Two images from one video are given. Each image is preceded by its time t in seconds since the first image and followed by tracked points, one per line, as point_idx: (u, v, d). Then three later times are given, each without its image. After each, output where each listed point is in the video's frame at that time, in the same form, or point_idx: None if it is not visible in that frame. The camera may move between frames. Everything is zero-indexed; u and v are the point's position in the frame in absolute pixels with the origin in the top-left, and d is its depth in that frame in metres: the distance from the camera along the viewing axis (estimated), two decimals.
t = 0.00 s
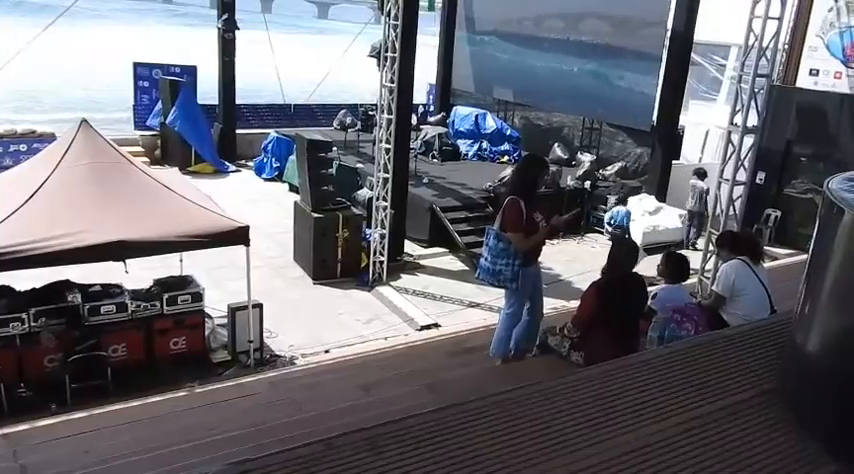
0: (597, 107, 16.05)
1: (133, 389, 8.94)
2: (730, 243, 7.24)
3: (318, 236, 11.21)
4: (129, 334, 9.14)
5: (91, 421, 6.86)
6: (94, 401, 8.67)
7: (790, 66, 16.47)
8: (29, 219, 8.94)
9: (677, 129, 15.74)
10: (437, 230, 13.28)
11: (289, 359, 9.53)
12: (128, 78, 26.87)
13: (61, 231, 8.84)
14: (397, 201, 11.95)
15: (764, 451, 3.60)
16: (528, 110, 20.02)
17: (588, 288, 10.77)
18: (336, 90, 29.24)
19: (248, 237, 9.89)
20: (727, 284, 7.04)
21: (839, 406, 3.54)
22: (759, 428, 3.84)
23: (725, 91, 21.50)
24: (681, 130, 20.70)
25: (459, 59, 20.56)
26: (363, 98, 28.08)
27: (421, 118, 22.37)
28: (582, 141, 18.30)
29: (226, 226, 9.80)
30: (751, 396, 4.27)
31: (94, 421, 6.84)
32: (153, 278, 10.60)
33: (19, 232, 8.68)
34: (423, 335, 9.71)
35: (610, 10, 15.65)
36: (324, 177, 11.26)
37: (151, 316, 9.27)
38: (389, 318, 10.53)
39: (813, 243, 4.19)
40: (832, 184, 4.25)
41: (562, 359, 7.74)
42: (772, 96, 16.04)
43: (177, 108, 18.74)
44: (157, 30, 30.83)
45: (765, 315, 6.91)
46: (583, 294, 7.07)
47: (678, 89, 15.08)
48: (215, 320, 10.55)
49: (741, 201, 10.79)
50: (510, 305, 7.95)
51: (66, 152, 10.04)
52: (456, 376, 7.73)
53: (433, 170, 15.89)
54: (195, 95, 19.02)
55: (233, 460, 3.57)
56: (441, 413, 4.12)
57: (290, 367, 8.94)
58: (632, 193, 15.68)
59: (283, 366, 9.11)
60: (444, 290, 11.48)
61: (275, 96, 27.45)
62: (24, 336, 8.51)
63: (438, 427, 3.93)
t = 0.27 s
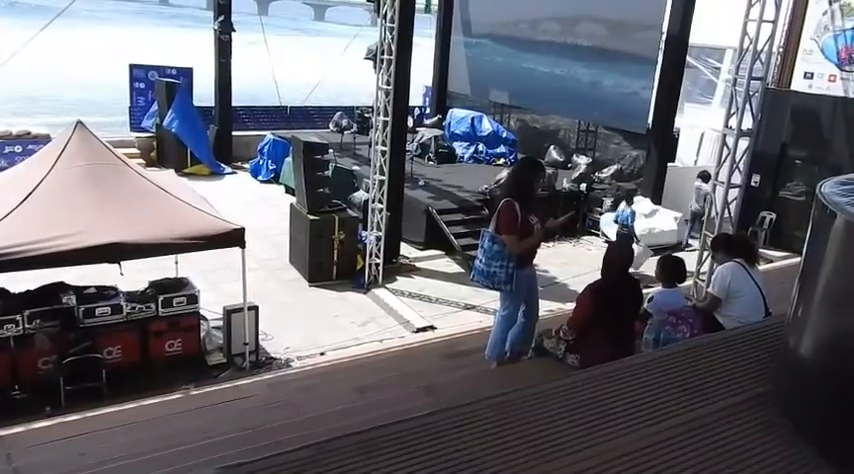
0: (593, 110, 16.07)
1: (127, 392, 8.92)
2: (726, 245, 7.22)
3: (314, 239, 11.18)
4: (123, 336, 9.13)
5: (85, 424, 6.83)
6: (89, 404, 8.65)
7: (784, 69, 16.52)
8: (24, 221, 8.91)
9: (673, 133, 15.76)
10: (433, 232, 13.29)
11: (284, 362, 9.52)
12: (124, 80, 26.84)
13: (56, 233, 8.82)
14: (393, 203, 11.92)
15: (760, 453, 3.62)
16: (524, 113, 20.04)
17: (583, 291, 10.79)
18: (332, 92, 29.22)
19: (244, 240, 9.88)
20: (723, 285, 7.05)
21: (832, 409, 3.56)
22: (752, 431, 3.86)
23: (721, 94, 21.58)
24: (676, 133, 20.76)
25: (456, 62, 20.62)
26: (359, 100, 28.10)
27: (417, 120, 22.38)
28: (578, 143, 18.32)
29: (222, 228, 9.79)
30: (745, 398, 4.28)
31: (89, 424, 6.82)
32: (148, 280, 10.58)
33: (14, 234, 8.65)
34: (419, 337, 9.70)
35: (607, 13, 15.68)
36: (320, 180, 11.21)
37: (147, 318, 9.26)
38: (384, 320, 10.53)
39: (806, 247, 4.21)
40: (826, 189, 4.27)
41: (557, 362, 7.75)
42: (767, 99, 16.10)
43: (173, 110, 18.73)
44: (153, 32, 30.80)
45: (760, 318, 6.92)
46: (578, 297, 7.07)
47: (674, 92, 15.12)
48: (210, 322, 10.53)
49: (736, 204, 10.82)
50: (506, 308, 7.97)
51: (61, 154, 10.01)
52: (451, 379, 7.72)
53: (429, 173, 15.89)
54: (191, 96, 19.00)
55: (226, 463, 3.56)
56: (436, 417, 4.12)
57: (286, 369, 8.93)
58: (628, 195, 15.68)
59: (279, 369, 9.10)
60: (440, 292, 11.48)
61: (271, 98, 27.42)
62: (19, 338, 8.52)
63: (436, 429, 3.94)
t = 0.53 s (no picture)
0: (591, 111, 16.06)
1: (125, 394, 8.90)
2: (723, 246, 7.20)
3: (313, 241, 11.15)
4: (120, 338, 9.12)
5: (82, 426, 6.80)
6: (86, 406, 8.63)
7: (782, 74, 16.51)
8: (22, 223, 8.89)
9: (671, 136, 15.71)
10: (431, 234, 13.27)
11: (282, 364, 9.52)
12: (121, 82, 26.80)
13: (53, 235, 8.81)
14: (391, 205, 11.87)
15: (760, 453, 3.63)
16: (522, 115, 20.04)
17: (581, 293, 10.78)
18: (330, 94, 29.18)
19: (242, 241, 9.88)
20: (721, 287, 7.06)
21: (829, 409, 3.57)
22: (751, 431, 3.87)
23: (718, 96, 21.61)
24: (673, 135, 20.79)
25: (454, 64, 20.62)
26: (356, 103, 28.10)
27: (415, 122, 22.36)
28: (576, 145, 18.33)
29: (219, 230, 9.79)
30: (742, 399, 4.29)
31: (86, 426, 6.80)
32: (146, 281, 10.57)
33: (11, 236, 8.64)
34: (416, 339, 9.71)
35: (605, 15, 15.69)
36: (317, 183, 11.16)
37: (144, 320, 9.25)
38: (382, 322, 10.52)
39: (802, 249, 4.22)
40: (822, 190, 4.28)
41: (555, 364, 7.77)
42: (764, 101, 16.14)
43: (171, 112, 18.72)
44: (151, 35, 30.77)
45: (758, 320, 6.95)
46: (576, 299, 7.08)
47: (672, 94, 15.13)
48: (208, 324, 10.52)
49: (734, 206, 10.84)
50: (503, 309, 7.96)
51: (58, 156, 9.99)
52: (449, 381, 7.72)
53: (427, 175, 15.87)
54: (188, 98, 18.99)
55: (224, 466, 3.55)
56: (436, 418, 4.11)
57: (283, 371, 8.92)
58: (626, 197, 15.67)
59: (276, 371, 9.09)
60: (438, 294, 11.47)
61: (268, 100, 27.38)
62: (16, 340, 8.50)
63: (437, 429, 3.95)
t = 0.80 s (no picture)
0: (589, 114, 16.06)
1: (122, 396, 8.88)
2: (722, 249, 7.12)
3: (309, 243, 11.07)
4: (117, 340, 9.10)
5: (78, 429, 6.78)
6: (83, 408, 8.61)
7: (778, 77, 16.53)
8: (19, 225, 8.87)
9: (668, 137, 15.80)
10: (428, 236, 13.25)
11: (279, 366, 9.51)
12: (118, 84, 26.74)
13: (51, 236, 8.80)
14: (389, 207, 11.82)
15: (761, 454, 3.64)
16: (520, 117, 20.05)
17: (579, 295, 10.77)
18: (327, 97, 29.18)
19: (239, 243, 9.87)
20: (719, 290, 7.07)
21: (826, 411, 3.58)
22: (750, 433, 3.89)
23: (715, 98, 21.63)
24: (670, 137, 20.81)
25: (451, 66, 20.60)
26: (353, 104, 28.08)
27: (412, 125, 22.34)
28: (573, 148, 18.33)
29: (216, 231, 9.78)
30: (741, 400, 4.31)
31: (82, 429, 6.79)
32: (143, 284, 10.55)
33: (8, 238, 8.62)
34: (414, 341, 9.70)
35: (603, 17, 15.70)
36: (316, 184, 10.98)
37: (141, 322, 9.23)
38: (380, 324, 10.51)
39: (798, 251, 4.23)
40: (819, 193, 4.29)
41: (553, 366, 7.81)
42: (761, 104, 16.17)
43: (168, 114, 18.70)
44: (147, 37, 30.72)
45: (756, 322, 6.97)
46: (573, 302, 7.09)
47: (669, 97, 15.15)
48: (205, 326, 10.50)
49: (731, 208, 10.85)
50: (501, 311, 7.95)
51: (56, 158, 9.97)
52: (447, 383, 7.71)
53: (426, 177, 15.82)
54: (186, 100, 18.95)
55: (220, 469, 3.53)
56: (436, 420, 4.12)
57: (280, 373, 8.91)
58: (624, 199, 15.71)
59: (273, 373, 9.09)
60: (435, 296, 11.47)
61: (265, 103, 27.36)
62: (12, 343, 8.47)
63: (440, 431, 3.98)
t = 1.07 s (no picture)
0: (587, 115, 16.06)
1: (119, 398, 8.88)
2: (719, 251, 7.10)
3: (308, 245, 11.05)
4: (115, 341, 9.10)
5: (75, 431, 6.77)
6: (81, 410, 8.60)
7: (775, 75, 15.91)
8: (16, 226, 8.86)
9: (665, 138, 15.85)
10: (426, 237, 13.24)
11: (277, 367, 9.50)
12: (114, 86, 26.68)
13: (48, 238, 8.79)
14: (387, 208, 11.81)
15: (759, 455, 3.66)
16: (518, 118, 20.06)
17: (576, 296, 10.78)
18: (324, 99, 29.17)
19: (237, 245, 9.86)
20: (715, 293, 7.05)
21: (823, 412, 3.60)
22: (748, 433, 3.90)
23: (712, 101, 21.65)
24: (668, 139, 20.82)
25: (449, 68, 20.58)
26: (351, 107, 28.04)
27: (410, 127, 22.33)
28: (571, 149, 18.36)
29: (214, 233, 9.77)
30: (740, 401, 4.33)
31: (79, 431, 6.78)
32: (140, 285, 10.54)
33: (6, 239, 8.61)
34: (412, 343, 9.70)
35: (600, 19, 15.72)
36: (314, 187, 10.89)
37: (138, 324, 9.22)
38: (378, 326, 10.51)
39: (796, 253, 4.23)
40: (816, 196, 4.28)
41: (551, 368, 7.83)
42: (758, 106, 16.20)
43: (166, 115, 18.68)
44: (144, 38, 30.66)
45: (753, 324, 6.98)
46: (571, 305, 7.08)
47: (666, 99, 15.17)
48: (203, 328, 10.50)
49: (728, 210, 10.84)
50: (499, 313, 7.97)
51: (53, 159, 9.95)
52: (445, 385, 7.71)
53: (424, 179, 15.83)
54: (183, 101, 18.94)
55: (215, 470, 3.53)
56: (436, 421, 4.14)
57: (278, 375, 8.91)
58: (620, 201, 15.82)
59: (271, 375, 9.08)
60: (433, 297, 11.47)
61: (263, 105, 27.34)
62: (9, 344, 8.46)
63: (440, 431, 4.00)
